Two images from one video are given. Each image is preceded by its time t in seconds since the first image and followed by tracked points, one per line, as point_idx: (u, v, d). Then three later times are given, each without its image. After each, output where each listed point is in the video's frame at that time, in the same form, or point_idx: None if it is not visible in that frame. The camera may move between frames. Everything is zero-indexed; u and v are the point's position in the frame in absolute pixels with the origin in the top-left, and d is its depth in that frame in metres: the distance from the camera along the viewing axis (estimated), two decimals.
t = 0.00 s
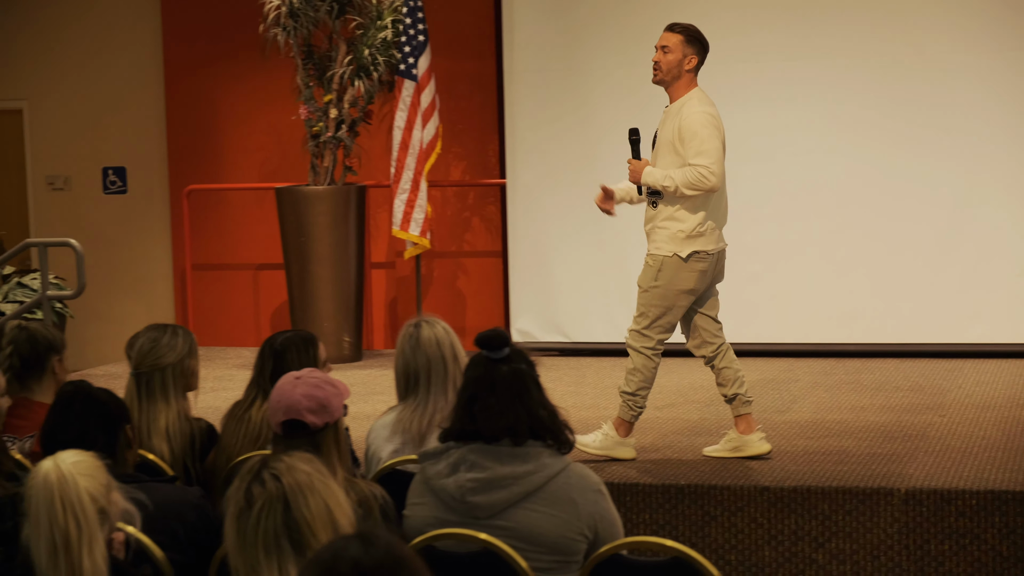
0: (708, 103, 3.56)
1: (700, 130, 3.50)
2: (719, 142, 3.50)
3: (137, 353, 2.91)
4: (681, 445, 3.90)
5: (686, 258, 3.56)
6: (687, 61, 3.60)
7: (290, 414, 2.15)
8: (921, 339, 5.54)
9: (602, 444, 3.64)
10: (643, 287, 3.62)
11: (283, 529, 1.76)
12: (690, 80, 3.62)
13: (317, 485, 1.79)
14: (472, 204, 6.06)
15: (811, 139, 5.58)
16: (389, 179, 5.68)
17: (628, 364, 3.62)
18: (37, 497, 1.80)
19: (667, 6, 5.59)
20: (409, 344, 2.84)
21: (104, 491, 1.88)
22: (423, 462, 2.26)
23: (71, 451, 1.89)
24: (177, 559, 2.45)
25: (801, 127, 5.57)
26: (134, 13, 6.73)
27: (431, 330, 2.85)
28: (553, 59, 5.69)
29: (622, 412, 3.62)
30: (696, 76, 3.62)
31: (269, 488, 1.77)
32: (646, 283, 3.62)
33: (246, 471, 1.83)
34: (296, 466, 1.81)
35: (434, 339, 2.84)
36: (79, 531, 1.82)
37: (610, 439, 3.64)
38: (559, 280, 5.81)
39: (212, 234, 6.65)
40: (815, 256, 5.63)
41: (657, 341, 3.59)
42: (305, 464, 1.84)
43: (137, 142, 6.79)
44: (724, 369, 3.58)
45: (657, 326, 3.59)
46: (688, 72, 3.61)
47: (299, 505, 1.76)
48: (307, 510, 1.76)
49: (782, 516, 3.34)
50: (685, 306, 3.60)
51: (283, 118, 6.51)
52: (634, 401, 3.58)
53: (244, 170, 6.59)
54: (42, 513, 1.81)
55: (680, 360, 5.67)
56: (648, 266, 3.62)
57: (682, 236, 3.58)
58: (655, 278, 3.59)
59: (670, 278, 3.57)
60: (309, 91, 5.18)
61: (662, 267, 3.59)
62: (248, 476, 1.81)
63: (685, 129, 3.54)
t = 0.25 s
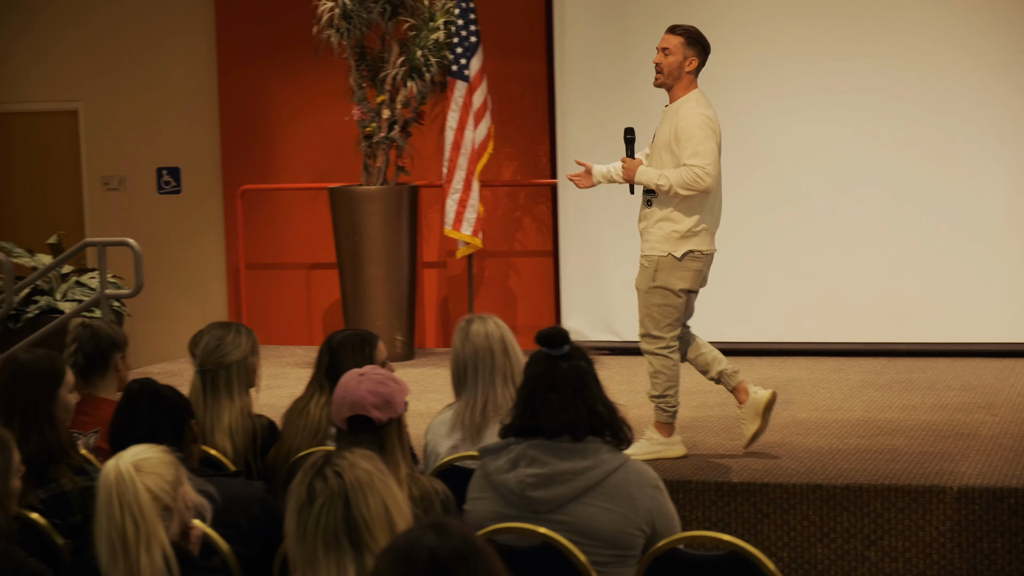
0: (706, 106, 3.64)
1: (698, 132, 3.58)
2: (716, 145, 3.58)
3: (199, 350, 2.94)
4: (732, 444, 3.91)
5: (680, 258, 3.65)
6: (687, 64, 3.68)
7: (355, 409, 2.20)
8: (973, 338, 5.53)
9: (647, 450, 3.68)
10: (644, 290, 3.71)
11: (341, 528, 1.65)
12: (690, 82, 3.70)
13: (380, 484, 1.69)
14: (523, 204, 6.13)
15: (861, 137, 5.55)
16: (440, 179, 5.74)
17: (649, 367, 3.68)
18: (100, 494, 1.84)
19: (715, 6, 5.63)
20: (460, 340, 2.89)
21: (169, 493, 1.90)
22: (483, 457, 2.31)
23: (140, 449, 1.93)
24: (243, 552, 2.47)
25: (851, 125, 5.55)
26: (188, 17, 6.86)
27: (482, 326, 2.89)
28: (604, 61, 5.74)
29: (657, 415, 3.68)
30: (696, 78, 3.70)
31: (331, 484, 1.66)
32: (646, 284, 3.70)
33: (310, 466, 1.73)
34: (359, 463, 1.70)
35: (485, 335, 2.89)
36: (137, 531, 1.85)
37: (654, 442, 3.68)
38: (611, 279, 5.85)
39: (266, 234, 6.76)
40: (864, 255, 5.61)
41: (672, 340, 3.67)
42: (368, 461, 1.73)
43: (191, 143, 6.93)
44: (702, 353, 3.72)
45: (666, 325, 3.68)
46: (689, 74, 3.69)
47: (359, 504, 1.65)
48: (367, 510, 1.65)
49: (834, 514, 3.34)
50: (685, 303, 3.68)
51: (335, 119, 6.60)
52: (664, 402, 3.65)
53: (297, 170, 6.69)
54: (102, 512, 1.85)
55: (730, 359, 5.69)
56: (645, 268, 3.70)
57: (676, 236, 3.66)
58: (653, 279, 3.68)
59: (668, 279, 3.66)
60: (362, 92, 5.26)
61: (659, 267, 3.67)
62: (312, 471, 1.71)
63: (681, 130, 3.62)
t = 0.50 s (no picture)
0: (713, 104, 3.78)
1: (699, 128, 3.74)
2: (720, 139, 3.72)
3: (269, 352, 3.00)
4: (791, 445, 3.91)
5: (710, 258, 3.80)
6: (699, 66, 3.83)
7: (425, 408, 2.24)
8: None
9: (709, 449, 3.70)
10: (680, 295, 3.84)
11: (420, 526, 1.66)
12: (703, 83, 3.85)
13: (459, 488, 1.71)
14: (582, 205, 6.19)
15: (920, 138, 5.55)
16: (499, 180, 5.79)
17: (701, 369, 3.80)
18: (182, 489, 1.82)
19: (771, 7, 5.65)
20: (532, 338, 2.96)
21: (246, 504, 1.90)
22: (550, 456, 2.35)
23: (227, 450, 1.93)
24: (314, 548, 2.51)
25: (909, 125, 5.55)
26: (250, 22, 6.99)
27: (556, 325, 2.96)
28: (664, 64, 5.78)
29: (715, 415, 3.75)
30: (709, 79, 3.85)
31: (412, 482, 1.68)
32: (681, 289, 3.84)
33: (390, 466, 1.75)
34: (439, 466, 1.73)
35: (558, 334, 2.95)
36: (211, 533, 1.82)
37: (714, 442, 3.71)
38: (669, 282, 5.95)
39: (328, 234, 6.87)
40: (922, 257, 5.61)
41: (720, 338, 3.78)
42: (445, 464, 1.75)
43: (254, 145, 7.06)
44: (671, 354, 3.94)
45: (711, 324, 3.79)
46: (702, 76, 3.83)
47: (438, 501, 1.67)
48: (446, 511, 1.66)
49: (895, 515, 3.34)
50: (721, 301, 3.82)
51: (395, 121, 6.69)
52: (721, 401, 3.73)
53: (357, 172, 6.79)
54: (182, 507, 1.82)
55: (788, 361, 5.68)
56: (676, 273, 3.84)
57: (704, 238, 3.81)
58: (687, 283, 3.83)
59: (702, 280, 3.80)
60: (423, 95, 5.32)
61: (691, 270, 3.82)
62: (392, 470, 1.73)
63: (687, 128, 3.79)
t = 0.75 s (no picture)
0: (729, 110, 3.89)
1: (711, 134, 3.87)
2: (730, 143, 3.84)
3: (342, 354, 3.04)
4: (858, 446, 3.90)
5: (733, 260, 3.89)
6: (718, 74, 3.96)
7: (502, 407, 2.28)
8: None
9: (776, 448, 3.72)
10: (707, 300, 3.93)
11: (505, 513, 1.71)
12: (721, 92, 3.98)
13: (542, 480, 1.76)
14: (645, 207, 6.23)
15: (988, 140, 5.52)
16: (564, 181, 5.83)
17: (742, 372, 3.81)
18: (281, 487, 1.91)
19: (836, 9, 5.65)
20: (604, 339, 2.99)
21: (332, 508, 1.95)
22: (623, 454, 2.39)
23: (322, 451, 1.99)
24: (388, 544, 2.47)
25: (974, 126, 5.52)
26: (318, 26, 7.11)
27: (627, 327, 2.98)
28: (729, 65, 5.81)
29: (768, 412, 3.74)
30: (727, 89, 3.97)
31: (498, 470, 1.73)
32: (707, 294, 3.93)
33: (474, 453, 1.81)
34: (523, 457, 1.78)
35: (628, 336, 2.98)
36: (304, 533, 1.90)
37: (777, 440, 3.74)
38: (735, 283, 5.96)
39: (394, 236, 6.97)
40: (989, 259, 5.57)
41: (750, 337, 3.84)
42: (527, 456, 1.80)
43: (320, 148, 7.18)
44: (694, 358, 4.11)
45: (739, 325, 3.86)
46: (721, 86, 3.96)
47: (522, 490, 1.72)
48: (529, 501, 1.71)
49: (964, 516, 3.32)
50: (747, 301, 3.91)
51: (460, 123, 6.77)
52: (768, 397, 3.72)
53: (423, 173, 6.88)
54: (279, 504, 1.91)
55: (854, 362, 5.66)
56: (701, 278, 3.94)
57: (725, 242, 3.91)
58: (713, 287, 3.92)
59: (727, 282, 3.90)
60: (489, 97, 5.39)
61: (716, 274, 3.91)
62: (476, 457, 1.79)
63: (700, 134, 3.91)
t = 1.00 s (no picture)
0: (758, 110, 4.79)
1: (749, 135, 4.75)
2: (767, 145, 4.75)
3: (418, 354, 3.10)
4: (929, 446, 3.88)
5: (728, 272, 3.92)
6: (746, 74, 4.84)
7: (580, 405, 2.33)
8: None
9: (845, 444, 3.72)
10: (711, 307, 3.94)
11: (589, 508, 1.75)
12: (747, 87, 4.86)
13: (626, 477, 1.80)
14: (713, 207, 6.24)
15: None
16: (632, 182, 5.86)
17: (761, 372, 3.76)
18: (371, 487, 1.97)
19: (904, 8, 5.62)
20: (679, 340, 3.01)
21: (418, 502, 2.00)
22: (699, 452, 2.43)
23: (403, 448, 2.04)
24: (466, 541, 2.52)
25: None
26: (386, 30, 7.22)
27: (701, 328, 2.99)
28: (796, 66, 5.80)
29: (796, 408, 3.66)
30: (752, 83, 4.86)
31: (583, 464, 1.78)
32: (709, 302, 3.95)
33: (559, 445, 1.85)
34: (608, 452, 1.82)
35: (703, 336, 2.99)
36: (400, 531, 1.97)
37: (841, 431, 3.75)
38: (804, 282, 5.92)
39: (461, 237, 7.04)
40: None
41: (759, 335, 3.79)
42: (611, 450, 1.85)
43: (389, 149, 7.29)
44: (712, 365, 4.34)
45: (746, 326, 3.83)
46: (747, 81, 4.85)
47: (607, 486, 1.77)
48: (613, 497, 1.75)
49: None
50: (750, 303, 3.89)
51: (527, 124, 6.82)
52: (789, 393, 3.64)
53: (490, 174, 6.93)
54: (370, 505, 1.97)
55: (924, 363, 5.62)
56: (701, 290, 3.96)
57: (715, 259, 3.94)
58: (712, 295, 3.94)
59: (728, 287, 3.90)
60: (557, 98, 5.43)
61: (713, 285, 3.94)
62: (562, 450, 1.83)
63: (736, 136, 4.82)
